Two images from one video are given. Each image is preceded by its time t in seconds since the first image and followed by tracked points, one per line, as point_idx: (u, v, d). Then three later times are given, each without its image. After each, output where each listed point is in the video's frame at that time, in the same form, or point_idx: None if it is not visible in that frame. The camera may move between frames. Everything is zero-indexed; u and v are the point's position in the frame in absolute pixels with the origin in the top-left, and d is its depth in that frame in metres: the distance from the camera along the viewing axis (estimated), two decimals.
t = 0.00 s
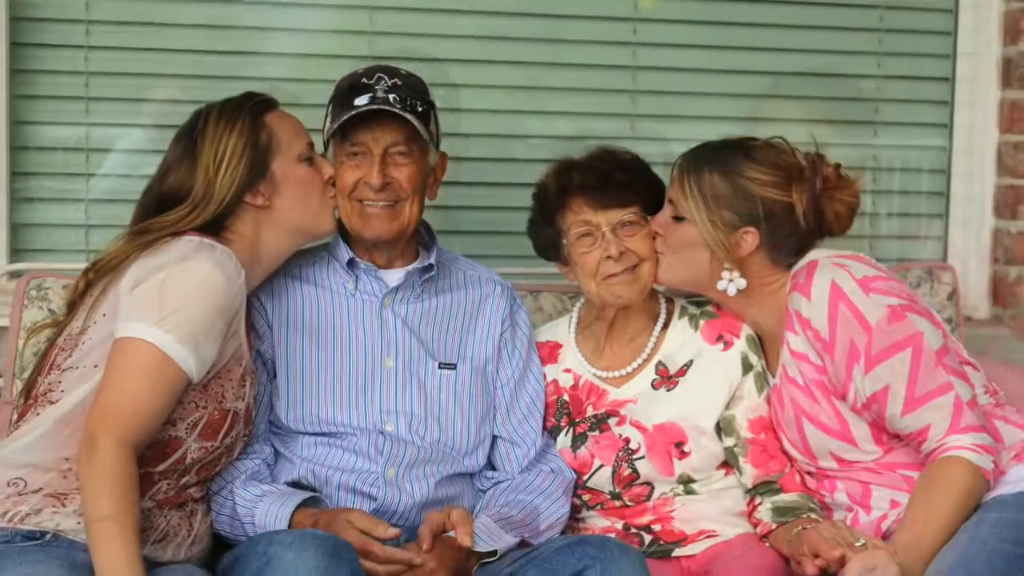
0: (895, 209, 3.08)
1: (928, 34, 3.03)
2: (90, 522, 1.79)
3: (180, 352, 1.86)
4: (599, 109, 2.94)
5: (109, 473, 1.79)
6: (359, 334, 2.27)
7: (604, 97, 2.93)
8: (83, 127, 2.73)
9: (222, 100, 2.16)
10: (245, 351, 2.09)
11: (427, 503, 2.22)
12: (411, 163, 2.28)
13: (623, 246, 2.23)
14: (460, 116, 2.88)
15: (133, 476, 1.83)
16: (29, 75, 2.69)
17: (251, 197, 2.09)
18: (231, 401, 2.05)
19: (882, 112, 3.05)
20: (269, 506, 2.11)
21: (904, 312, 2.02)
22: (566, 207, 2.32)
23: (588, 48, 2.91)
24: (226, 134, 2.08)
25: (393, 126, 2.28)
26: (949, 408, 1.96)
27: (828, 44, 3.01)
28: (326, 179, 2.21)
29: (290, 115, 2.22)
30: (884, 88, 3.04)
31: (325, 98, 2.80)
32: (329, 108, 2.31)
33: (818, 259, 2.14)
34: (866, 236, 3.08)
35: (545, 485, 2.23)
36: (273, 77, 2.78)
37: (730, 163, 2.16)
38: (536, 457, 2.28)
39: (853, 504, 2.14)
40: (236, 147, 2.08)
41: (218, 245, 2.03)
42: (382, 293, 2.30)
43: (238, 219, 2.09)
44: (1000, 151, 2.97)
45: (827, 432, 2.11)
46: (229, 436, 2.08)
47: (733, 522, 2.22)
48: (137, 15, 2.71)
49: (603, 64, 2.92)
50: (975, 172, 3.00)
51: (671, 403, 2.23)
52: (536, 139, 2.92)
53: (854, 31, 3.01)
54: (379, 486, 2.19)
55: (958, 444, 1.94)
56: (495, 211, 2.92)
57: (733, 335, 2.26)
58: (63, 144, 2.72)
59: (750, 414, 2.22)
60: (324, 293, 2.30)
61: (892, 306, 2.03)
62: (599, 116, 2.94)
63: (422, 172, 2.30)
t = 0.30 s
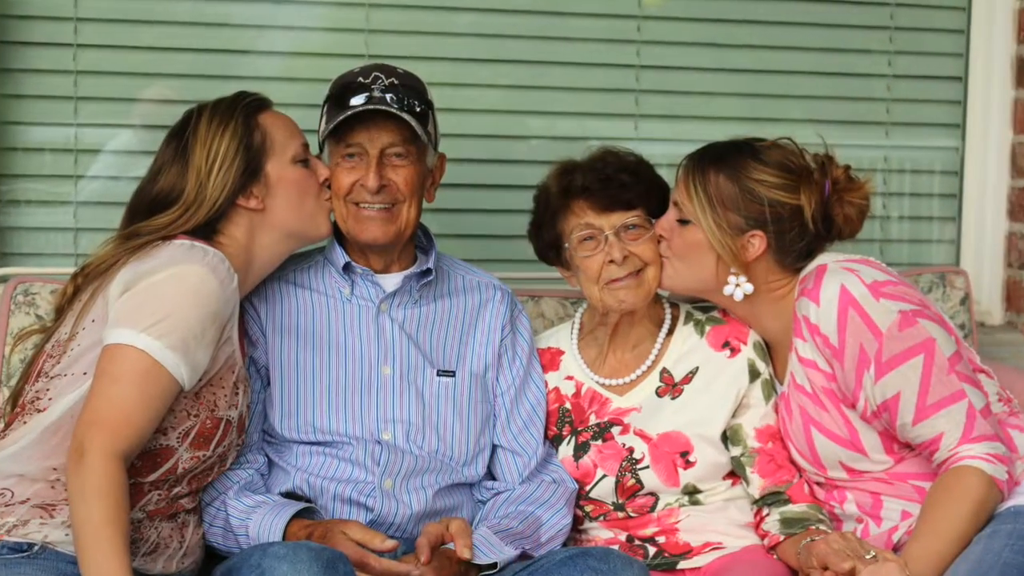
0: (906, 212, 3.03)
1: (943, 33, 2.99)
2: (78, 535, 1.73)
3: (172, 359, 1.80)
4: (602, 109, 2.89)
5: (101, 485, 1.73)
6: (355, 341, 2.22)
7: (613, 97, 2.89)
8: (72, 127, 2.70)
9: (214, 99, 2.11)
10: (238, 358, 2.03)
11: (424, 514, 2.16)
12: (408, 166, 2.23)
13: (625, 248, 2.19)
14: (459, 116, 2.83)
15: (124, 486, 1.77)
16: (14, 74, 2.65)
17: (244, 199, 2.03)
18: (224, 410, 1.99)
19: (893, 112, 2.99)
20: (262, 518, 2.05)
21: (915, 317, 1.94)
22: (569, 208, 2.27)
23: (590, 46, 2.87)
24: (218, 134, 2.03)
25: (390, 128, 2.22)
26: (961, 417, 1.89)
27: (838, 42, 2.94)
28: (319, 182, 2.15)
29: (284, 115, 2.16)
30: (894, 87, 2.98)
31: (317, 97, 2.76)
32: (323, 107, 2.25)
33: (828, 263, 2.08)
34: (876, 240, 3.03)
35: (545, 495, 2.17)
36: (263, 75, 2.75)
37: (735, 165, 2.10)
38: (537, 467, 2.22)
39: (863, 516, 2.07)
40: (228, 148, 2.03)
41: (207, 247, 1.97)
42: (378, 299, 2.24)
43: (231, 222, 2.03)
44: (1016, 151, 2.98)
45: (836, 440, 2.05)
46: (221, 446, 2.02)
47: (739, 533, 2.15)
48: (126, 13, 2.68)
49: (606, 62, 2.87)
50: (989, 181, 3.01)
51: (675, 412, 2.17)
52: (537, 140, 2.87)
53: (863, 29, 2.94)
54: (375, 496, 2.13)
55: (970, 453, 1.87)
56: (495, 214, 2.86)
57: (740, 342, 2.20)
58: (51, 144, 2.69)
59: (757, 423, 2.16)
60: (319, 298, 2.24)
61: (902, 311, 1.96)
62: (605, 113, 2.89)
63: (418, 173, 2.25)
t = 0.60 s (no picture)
0: (920, 216, 2.96)
1: (959, 31, 2.93)
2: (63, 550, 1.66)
3: (161, 367, 1.73)
4: (606, 109, 2.83)
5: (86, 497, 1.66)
6: (350, 349, 2.15)
7: (617, 95, 2.82)
8: (57, 128, 2.64)
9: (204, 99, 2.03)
10: (229, 366, 1.96)
11: (422, 529, 2.09)
12: (405, 167, 2.16)
13: (630, 253, 2.12)
14: (458, 116, 2.77)
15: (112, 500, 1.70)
16: None
17: (235, 202, 1.96)
18: (214, 420, 1.92)
19: (907, 113, 2.92)
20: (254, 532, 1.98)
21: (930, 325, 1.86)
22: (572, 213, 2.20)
23: (592, 43, 2.80)
24: (207, 136, 1.96)
25: (386, 128, 2.15)
26: (978, 429, 1.80)
27: (849, 39, 2.87)
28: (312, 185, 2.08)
29: (277, 116, 2.09)
30: (908, 86, 2.91)
31: (310, 97, 2.70)
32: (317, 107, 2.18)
33: (839, 269, 2.01)
34: (890, 245, 2.95)
35: (546, 508, 2.10)
36: (255, 74, 2.69)
37: (745, 167, 2.03)
38: (539, 479, 2.15)
39: (875, 530, 1.99)
40: (219, 150, 1.96)
41: (197, 252, 1.90)
42: (374, 305, 2.17)
43: (222, 226, 1.96)
44: None
45: (848, 452, 1.97)
46: (212, 458, 1.95)
47: (749, 548, 2.07)
48: (113, 9, 2.62)
49: (610, 61, 2.81)
50: (1006, 182, 2.95)
51: (682, 424, 2.09)
52: (539, 141, 2.80)
53: (875, 26, 2.88)
54: (371, 510, 2.06)
55: (986, 465, 1.78)
56: (495, 218, 2.79)
57: (748, 350, 2.13)
58: (36, 145, 2.63)
59: (766, 434, 2.09)
60: (313, 305, 2.17)
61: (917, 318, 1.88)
62: (608, 113, 2.83)
63: (416, 176, 2.18)
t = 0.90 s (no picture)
0: (936, 219, 2.89)
1: (978, 29, 2.86)
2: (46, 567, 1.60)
3: (149, 377, 1.66)
4: (610, 110, 2.76)
5: (71, 513, 1.60)
6: (344, 357, 2.07)
7: (620, 95, 2.76)
8: (41, 129, 2.58)
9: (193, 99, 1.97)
10: (219, 376, 1.88)
11: (419, 544, 2.01)
12: (402, 169, 2.09)
13: (635, 259, 2.05)
14: (457, 116, 2.70)
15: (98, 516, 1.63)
16: None
17: (225, 206, 1.90)
18: (204, 432, 1.84)
19: (921, 113, 2.86)
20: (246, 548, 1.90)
21: (946, 332, 1.79)
22: (574, 217, 2.13)
23: (596, 42, 2.73)
24: (196, 136, 1.89)
25: (383, 129, 2.08)
26: (996, 441, 1.73)
27: (862, 37, 2.81)
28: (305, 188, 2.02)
29: (269, 117, 2.02)
30: (923, 85, 2.85)
31: (302, 96, 2.64)
32: (311, 108, 2.11)
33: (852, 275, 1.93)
34: (904, 250, 2.88)
35: (547, 522, 2.03)
36: (246, 73, 2.62)
37: (754, 169, 1.95)
38: (540, 492, 2.08)
39: (889, 545, 1.92)
40: (207, 152, 1.89)
41: (185, 257, 1.83)
42: (369, 313, 2.10)
43: (212, 230, 1.90)
44: None
45: (861, 465, 1.89)
46: (201, 472, 1.88)
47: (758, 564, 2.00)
48: (100, 5, 2.55)
49: (614, 59, 2.74)
50: None
51: (689, 436, 2.02)
52: (540, 143, 2.74)
53: (888, 23, 2.82)
54: (367, 524, 1.98)
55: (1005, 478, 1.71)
56: (495, 222, 2.72)
57: (757, 359, 2.06)
58: (19, 147, 2.58)
59: (776, 446, 2.01)
60: (306, 313, 2.10)
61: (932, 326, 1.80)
62: (612, 113, 2.76)
63: (413, 178, 2.11)
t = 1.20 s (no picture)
0: (953, 224, 2.82)
1: (998, 25, 2.79)
2: None
3: (135, 387, 1.59)
4: (615, 110, 2.70)
5: (53, 529, 1.52)
6: (337, 367, 2.00)
7: (623, 95, 2.69)
8: (23, 129, 2.53)
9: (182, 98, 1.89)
10: (209, 386, 1.81)
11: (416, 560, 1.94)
12: (398, 172, 2.02)
13: (641, 264, 1.98)
14: (455, 117, 2.63)
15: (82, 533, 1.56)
16: None
17: (215, 209, 1.83)
18: (193, 445, 1.77)
19: (938, 113, 2.79)
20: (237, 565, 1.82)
21: (963, 341, 1.70)
22: (576, 221, 2.06)
23: (600, 40, 2.67)
24: (184, 138, 1.82)
25: (378, 130, 2.01)
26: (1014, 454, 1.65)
27: (876, 34, 2.75)
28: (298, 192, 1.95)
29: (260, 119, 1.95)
30: (939, 84, 2.79)
31: (294, 96, 2.58)
32: (305, 108, 2.05)
33: (865, 281, 1.85)
34: (920, 255, 2.81)
35: (545, 538, 1.96)
36: (236, 72, 2.56)
37: (764, 172, 1.88)
38: (541, 507, 2.01)
39: (904, 562, 1.84)
40: (196, 154, 1.82)
41: (174, 263, 1.75)
42: (364, 321, 2.03)
43: (201, 236, 1.83)
44: None
45: (875, 479, 1.81)
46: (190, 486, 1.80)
47: None
48: (85, 2, 2.49)
49: (619, 58, 2.68)
50: None
51: (696, 449, 1.94)
52: (542, 144, 2.67)
53: (902, 21, 2.76)
54: (362, 540, 1.91)
55: None
56: (494, 226, 2.65)
57: (767, 369, 1.98)
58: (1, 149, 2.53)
59: (786, 460, 1.93)
60: (299, 321, 2.03)
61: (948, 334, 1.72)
62: (617, 113, 2.70)
63: (410, 181, 2.04)
